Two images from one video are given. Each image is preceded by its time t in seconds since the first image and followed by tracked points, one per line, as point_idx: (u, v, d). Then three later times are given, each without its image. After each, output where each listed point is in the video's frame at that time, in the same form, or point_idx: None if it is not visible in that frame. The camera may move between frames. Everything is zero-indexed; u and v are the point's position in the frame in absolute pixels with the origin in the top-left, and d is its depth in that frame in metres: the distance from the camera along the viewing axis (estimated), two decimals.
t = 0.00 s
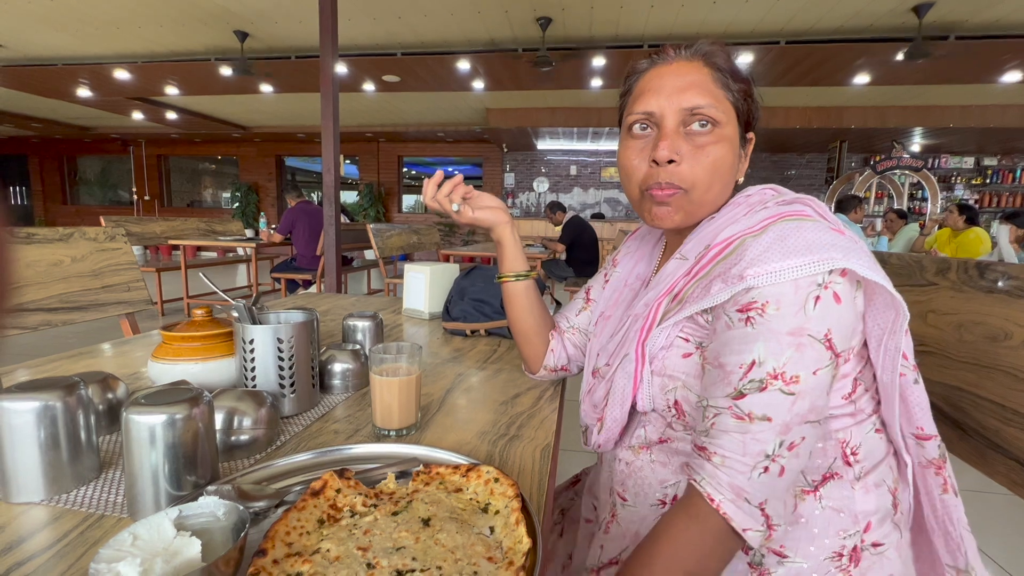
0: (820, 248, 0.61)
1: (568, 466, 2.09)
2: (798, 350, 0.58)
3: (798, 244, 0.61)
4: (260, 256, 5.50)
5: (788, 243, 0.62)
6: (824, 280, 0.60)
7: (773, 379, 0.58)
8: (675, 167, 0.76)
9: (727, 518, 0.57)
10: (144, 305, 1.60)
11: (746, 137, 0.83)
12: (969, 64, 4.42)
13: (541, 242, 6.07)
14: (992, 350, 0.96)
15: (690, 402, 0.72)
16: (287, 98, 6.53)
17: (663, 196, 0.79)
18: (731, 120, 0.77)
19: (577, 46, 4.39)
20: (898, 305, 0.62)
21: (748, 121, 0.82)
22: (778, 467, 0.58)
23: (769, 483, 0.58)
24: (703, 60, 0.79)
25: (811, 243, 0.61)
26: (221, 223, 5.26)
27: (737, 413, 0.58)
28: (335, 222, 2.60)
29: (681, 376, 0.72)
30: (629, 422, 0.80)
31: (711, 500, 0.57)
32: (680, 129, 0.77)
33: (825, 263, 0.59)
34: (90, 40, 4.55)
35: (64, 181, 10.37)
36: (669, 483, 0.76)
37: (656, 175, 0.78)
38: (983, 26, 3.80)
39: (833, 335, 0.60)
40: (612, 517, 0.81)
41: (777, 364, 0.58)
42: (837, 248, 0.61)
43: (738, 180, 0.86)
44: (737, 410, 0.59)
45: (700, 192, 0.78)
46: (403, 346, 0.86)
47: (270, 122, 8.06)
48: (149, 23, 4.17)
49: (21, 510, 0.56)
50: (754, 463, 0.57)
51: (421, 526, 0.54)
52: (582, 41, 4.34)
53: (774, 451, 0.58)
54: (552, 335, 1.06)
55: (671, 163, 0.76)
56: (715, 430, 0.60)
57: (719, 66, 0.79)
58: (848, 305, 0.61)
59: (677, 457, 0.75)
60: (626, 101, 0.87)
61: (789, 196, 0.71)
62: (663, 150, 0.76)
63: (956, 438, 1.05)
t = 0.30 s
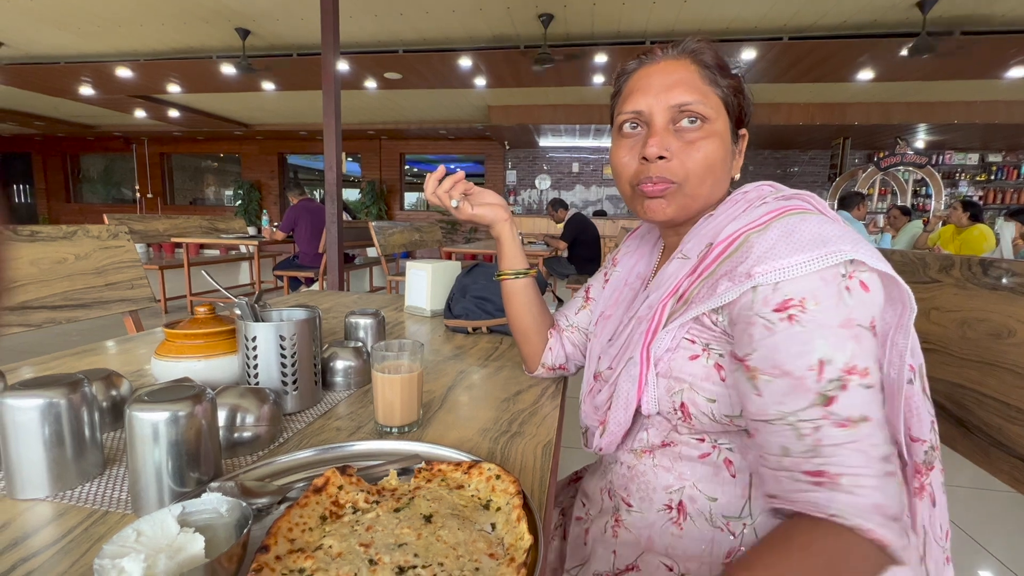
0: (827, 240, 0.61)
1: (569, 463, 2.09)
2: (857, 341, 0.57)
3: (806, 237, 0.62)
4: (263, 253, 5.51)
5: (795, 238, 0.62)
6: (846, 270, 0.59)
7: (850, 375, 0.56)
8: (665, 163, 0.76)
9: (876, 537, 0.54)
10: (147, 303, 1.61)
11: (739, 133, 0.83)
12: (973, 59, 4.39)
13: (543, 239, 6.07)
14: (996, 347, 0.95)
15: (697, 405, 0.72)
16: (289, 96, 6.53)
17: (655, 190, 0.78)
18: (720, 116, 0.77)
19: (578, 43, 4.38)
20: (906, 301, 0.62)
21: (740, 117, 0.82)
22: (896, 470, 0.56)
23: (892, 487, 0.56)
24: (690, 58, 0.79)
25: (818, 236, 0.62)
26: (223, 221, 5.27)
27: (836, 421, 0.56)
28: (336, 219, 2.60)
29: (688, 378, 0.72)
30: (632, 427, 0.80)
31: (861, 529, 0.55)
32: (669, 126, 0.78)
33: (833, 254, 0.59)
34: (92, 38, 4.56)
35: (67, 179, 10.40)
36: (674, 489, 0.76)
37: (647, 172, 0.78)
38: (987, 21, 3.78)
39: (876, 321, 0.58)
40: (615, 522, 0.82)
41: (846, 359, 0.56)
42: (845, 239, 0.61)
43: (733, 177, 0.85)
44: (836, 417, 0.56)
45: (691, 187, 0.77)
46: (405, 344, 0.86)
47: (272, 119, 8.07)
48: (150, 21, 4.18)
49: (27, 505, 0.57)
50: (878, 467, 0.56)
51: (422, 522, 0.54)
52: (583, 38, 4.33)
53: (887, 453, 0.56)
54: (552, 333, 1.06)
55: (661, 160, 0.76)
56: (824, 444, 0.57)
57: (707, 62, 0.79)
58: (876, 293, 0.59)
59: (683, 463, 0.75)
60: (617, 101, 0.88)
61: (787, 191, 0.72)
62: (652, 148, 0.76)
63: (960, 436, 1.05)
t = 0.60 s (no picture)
0: (845, 238, 0.61)
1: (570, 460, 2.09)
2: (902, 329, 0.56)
3: (824, 234, 0.62)
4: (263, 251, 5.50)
5: (814, 234, 0.62)
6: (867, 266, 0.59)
7: (908, 360, 0.54)
8: (669, 162, 0.76)
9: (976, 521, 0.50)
10: (147, 301, 1.61)
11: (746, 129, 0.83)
12: (974, 56, 4.38)
13: (542, 237, 6.07)
14: (998, 344, 0.95)
15: (705, 407, 0.72)
16: (288, 93, 6.51)
17: (658, 191, 0.78)
18: (726, 112, 0.77)
19: (579, 40, 4.37)
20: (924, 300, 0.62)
21: (746, 114, 0.82)
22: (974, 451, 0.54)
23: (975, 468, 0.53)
24: (693, 53, 0.78)
25: (837, 231, 0.62)
26: (224, 219, 5.27)
27: (912, 406, 0.53)
28: (336, 217, 2.59)
29: (698, 380, 0.72)
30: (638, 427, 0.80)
31: (955, 503, 0.50)
32: (673, 125, 0.77)
33: (850, 252, 0.59)
34: (92, 35, 4.55)
35: (67, 177, 10.41)
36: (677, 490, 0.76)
37: (651, 170, 0.77)
38: (989, 18, 3.76)
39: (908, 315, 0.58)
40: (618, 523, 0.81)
41: (900, 346, 0.55)
42: (861, 237, 0.61)
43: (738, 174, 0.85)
44: (910, 403, 0.53)
45: (697, 185, 0.77)
46: (405, 341, 0.85)
47: (272, 117, 8.05)
48: (149, 18, 4.17)
49: (25, 503, 0.57)
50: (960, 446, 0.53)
51: (423, 519, 0.54)
52: (584, 35, 4.31)
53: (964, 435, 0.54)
54: (552, 333, 1.06)
55: (665, 159, 0.76)
56: (902, 430, 0.53)
57: (712, 57, 0.78)
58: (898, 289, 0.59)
59: (687, 463, 0.75)
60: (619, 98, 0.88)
61: (796, 188, 0.72)
62: (656, 147, 0.76)
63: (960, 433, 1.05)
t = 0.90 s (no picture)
0: (846, 236, 0.60)
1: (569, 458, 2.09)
2: (883, 340, 0.55)
3: (825, 231, 0.61)
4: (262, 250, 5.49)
5: (815, 232, 0.62)
6: (869, 267, 0.58)
7: (880, 374, 0.55)
8: (667, 156, 0.75)
9: (901, 530, 0.55)
10: (145, 299, 1.60)
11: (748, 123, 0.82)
12: (974, 54, 4.38)
13: (542, 235, 6.07)
14: (998, 341, 0.95)
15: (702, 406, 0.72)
16: (287, 91, 6.50)
17: (657, 186, 0.78)
18: (726, 104, 0.76)
19: (578, 38, 4.36)
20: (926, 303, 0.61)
21: (747, 107, 0.81)
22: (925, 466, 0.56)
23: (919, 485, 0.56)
24: (693, 44, 0.77)
25: (836, 231, 0.61)
26: (222, 217, 5.26)
27: (871, 416, 0.54)
28: (335, 215, 2.58)
29: (694, 378, 0.71)
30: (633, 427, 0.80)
31: (890, 505, 0.54)
32: (672, 117, 0.77)
33: (851, 251, 0.58)
34: (89, 33, 4.53)
35: (65, 174, 10.38)
36: (676, 493, 0.75)
37: (649, 165, 0.77)
38: (989, 15, 3.76)
39: (896, 319, 0.58)
40: (618, 524, 0.81)
41: (875, 358, 0.55)
42: (863, 235, 0.60)
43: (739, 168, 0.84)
44: (870, 413, 0.55)
45: (695, 180, 0.77)
46: (404, 338, 0.85)
47: (270, 115, 8.04)
48: (147, 16, 4.15)
49: (20, 501, 0.56)
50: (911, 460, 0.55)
51: (421, 516, 0.54)
52: (583, 32, 4.31)
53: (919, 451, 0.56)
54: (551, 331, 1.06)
55: (664, 152, 0.75)
56: (854, 435, 0.55)
57: (712, 49, 0.77)
58: (897, 291, 0.59)
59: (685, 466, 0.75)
60: (617, 91, 0.87)
61: (801, 182, 0.71)
62: (655, 140, 0.75)
63: (962, 431, 1.05)
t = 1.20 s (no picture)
0: (840, 232, 0.60)
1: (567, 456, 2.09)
2: (879, 338, 0.56)
3: (819, 227, 0.61)
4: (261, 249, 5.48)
5: (811, 229, 0.61)
6: (863, 264, 0.58)
7: (876, 373, 0.55)
8: (654, 151, 0.75)
9: (900, 531, 0.56)
10: (144, 297, 1.60)
11: (739, 118, 0.81)
12: (973, 53, 4.38)
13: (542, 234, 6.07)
14: (998, 340, 0.95)
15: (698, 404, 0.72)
16: (286, 90, 6.49)
17: (644, 181, 0.78)
18: (713, 100, 0.76)
19: (578, 37, 4.36)
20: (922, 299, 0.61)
21: (740, 102, 0.80)
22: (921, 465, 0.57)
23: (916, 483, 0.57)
24: (679, 41, 0.77)
25: (831, 227, 0.61)
26: (221, 216, 5.25)
27: (868, 416, 0.55)
28: (335, 214, 2.58)
29: (690, 377, 0.71)
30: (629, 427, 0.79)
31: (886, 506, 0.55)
32: (659, 113, 0.76)
33: (845, 246, 0.58)
34: (88, 31, 4.52)
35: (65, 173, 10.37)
36: (674, 493, 0.75)
37: (635, 161, 0.77)
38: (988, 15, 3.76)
39: (893, 317, 0.58)
40: (615, 523, 0.81)
41: (870, 356, 0.55)
42: (857, 231, 0.60)
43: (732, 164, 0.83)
44: (866, 413, 0.55)
45: (682, 176, 0.76)
46: (402, 336, 0.85)
47: (269, 114, 8.03)
48: (146, 14, 4.14)
49: (16, 499, 0.56)
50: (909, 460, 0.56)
51: (419, 515, 0.54)
52: (583, 31, 4.30)
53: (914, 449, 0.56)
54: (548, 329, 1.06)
55: (649, 148, 0.75)
56: (850, 434, 0.56)
57: (698, 46, 0.77)
58: (893, 288, 0.59)
59: (682, 465, 0.74)
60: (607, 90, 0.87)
61: (795, 179, 0.71)
62: (639, 137, 0.75)
63: (961, 430, 1.05)
